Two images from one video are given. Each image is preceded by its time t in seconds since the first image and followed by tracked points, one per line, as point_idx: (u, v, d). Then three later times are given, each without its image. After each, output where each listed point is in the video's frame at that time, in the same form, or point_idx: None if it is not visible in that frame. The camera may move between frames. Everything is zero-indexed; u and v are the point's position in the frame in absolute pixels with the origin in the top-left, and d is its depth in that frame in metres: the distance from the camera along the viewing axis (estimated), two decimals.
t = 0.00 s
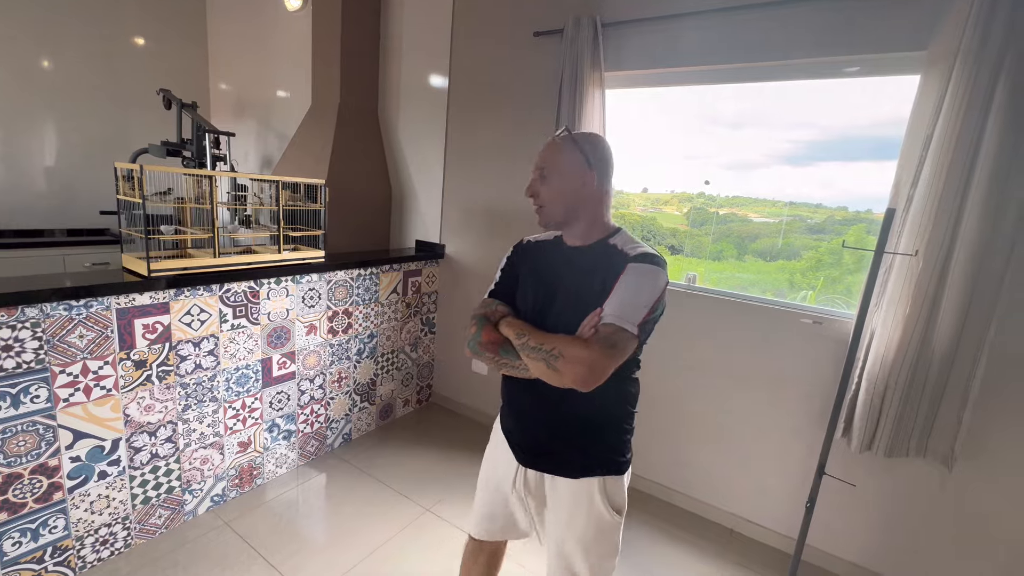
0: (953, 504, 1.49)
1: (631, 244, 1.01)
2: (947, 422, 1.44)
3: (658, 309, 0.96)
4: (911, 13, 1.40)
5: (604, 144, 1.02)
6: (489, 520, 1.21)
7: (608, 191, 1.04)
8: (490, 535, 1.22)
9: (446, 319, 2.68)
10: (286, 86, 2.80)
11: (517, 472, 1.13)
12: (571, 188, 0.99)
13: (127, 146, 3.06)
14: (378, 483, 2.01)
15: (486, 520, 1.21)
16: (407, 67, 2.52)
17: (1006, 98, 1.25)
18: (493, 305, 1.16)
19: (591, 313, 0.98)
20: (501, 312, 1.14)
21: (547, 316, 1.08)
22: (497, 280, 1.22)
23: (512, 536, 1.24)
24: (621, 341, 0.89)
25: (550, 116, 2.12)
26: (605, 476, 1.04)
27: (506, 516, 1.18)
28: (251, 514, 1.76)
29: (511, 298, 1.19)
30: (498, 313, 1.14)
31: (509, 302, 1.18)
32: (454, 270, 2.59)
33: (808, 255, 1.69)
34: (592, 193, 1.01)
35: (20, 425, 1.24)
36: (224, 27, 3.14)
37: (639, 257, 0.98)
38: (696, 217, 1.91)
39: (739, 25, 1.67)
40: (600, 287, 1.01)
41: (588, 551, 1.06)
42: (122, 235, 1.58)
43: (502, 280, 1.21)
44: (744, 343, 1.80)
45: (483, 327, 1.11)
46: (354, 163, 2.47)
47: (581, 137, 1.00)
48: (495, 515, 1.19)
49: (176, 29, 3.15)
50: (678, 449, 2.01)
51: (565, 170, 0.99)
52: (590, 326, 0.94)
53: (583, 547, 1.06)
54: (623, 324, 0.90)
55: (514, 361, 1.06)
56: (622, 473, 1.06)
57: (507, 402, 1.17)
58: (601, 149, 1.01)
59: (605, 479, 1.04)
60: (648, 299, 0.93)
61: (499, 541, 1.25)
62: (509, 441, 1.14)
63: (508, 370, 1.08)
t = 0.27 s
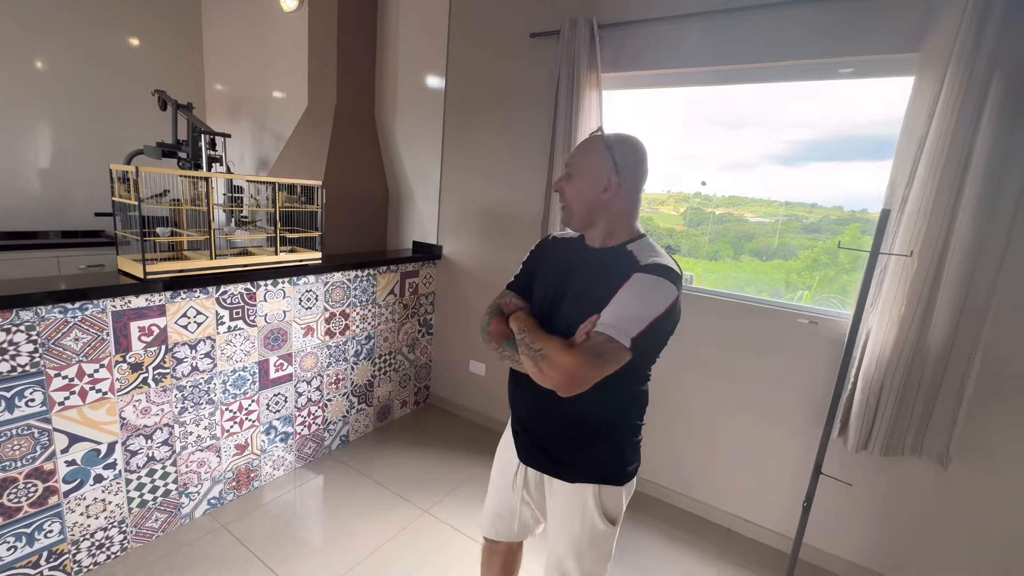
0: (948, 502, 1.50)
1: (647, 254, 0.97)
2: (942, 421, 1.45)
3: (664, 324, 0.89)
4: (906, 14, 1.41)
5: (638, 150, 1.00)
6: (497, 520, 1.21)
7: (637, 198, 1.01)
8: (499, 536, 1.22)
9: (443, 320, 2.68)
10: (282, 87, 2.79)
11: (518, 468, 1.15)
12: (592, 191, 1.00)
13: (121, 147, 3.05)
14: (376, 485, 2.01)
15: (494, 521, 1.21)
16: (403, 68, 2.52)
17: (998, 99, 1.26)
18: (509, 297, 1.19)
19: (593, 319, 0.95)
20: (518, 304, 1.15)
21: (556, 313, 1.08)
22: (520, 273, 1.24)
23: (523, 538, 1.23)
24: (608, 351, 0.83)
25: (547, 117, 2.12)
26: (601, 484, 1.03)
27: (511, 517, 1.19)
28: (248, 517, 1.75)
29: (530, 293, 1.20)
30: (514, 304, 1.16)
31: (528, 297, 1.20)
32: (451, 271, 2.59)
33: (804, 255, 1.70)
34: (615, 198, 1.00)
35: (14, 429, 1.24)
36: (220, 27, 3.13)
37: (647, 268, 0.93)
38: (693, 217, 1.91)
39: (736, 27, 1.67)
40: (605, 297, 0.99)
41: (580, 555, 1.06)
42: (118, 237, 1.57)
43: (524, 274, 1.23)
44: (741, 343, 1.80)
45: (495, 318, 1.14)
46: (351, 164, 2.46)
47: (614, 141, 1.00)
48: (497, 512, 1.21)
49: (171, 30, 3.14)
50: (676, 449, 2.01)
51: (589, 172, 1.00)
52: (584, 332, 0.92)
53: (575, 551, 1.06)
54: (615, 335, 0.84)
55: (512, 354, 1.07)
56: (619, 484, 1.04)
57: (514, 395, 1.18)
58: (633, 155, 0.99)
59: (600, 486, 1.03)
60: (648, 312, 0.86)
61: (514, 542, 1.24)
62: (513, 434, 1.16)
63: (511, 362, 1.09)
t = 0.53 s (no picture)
0: (947, 498, 1.51)
1: (652, 261, 0.96)
2: (941, 418, 1.45)
3: (661, 334, 0.88)
4: (903, 12, 1.41)
5: (656, 152, 0.98)
6: (496, 518, 1.21)
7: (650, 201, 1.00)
8: (503, 535, 1.21)
9: (442, 320, 2.68)
10: (279, 86, 2.78)
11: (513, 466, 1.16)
12: (604, 191, 0.99)
13: (117, 148, 3.03)
14: (376, 485, 2.01)
15: (495, 519, 1.21)
16: (401, 67, 2.51)
17: (996, 96, 1.26)
18: (515, 293, 1.20)
19: (591, 323, 0.95)
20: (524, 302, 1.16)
21: (557, 312, 1.08)
22: (527, 270, 1.25)
23: (526, 537, 1.22)
24: (599, 357, 0.84)
25: (545, 116, 2.12)
26: (592, 486, 1.02)
27: (508, 515, 1.19)
28: (248, 518, 1.75)
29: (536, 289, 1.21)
30: (519, 301, 1.17)
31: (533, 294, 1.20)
32: (450, 270, 2.58)
33: (802, 252, 1.70)
34: (627, 200, 0.98)
35: (12, 431, 1.23)
36: (216, 27, 3.12)
37: (648, 275, 0.92)
38: (691, 215, 1.91)
39: (733, 25, 1.67)
40: (605, 299, 0.99)
41: (569, 554, 1.06)
42: (115, 238, 1.56)
43: (531, 270, 1.23)
44: (740, 341, 1.81)
45: (498, 311, 1.15)
46: (348, 163, 2.45)
47: (632, 141, 0.98)
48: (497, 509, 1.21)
49: (166, 30, 3.13)
50: (675, 447, 2.02)
51: (603, 172, 0.99)
52: (579, 336, 0.92)
53: (564, 550, 1.06)
54: (608, 340, 0.84)
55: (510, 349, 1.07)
56: (612, 487, 1.04)
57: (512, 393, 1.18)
58: (651, 158, 0.97)
59: (592, 488, 1.03)
60: (645, 320, 0.86)
61: (521, 541, 1.23)
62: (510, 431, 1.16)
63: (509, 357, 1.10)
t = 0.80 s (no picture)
0: (944, 491, 1.52)
1: (654, 261, 0.95)
2: (938, 412, 1.46)
3: (660, 336, 0.88)
4: (900, 6, 1.41)
5: (666, 152, 0.97)
6: (491, 516, 1.22)
7: (654, 201, 1.00)
8: (498, 533, 1.22)
9: (440, 318, 2.68)
10: (275, 85, 2.76)
11: (507, 464, 1.16)
12: (610, 188, 0.99)
13: (113, 147, 3.01)
14: (376, 484, 2.01)
15: (490, 517, 1.22)
16: (397, 64, 2.50)
17: (993, 90, 1.26)
18: (513, 287, 1.20)
19: (589, 322, 0.95)
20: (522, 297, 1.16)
21: (555, 310, 1.07)
22: (526, 265, 1.24)
23: (522, 535, 1.23)
24: (597, 357, 0.84)
25: (542, 113, 2.12)
26: (585, 484, 1.02)
27: (502, 513, 1.20)
28: (247, 517, 1.75)
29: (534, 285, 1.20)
30: (518, 296, 1.17)
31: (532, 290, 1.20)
32: (448, 268, 2.58)
33: (800, 248, 1.70)
34: (632, 199, 0.98)
35: (8, 433, 1.22)
36: (211, 25, 3.10)
37: (649, 276, 0.91)
38: (689, 211, 1.91)
39: (730, 20, 1.67)
40: (603, 298, 0.99)
41: (563, 553, 1.06)
42: (111, 238, 1.55)
43: (531, 266, 1.23)
44: (738, 338, 1.81)
45: (495, 306, 1.14)
46: (345, 161, 2.44)
47: (644, 139, 0.97)
48: (491, 507, 1.21)
49: (161, 28, 3.10)
50: (674, 443, 2.02)
51: (610, 168, 0.98)
52: (577, 334, 0.92)
53: (558, 549, 1.06)
54: (607, 340, 0.84)
55: (507, 345, 1.08)
56: (606, 486, 1.04)
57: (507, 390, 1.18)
58: (661, 158, 0.97)
59: (585, 487, 1.03)
60: (645, 322, 0.85)
61: (517, 539, 1.24)
62: (505, 429, 1.16)
63: (505, 352, 1.10)
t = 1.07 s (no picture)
0: (941, 484, 1.52)
1: (654, 260, 0.95)
2: (935, 405, 1.46)
3: (660, 337, 0.88)
4: None
5: (669, 150, 0.97)
6: (485, 513, 1.22)
7: (655, 198, 0.99)
8: (493, 531, 1.22)
9: (438, 315, 2.67)
10: (269, 82, 2.74)
11: (502, 462, 1.16)
12: (612, 184, 0.97)
13: (107, 146, 2.99)
14: (375, 482, 2.01)
15: (484, 515, 1.22)
16: (391, 60, 2.48)
17: (990, 82, 1.25)
18: (509, 283, 1.19)
19: (589, 320, 0.95)
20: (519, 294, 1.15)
21: (553, 308, 1.07)
22: (523, 262, 1.23)
23: (516, 532, 1.23)
24: (597, 357, 0.83)
25: (538, 109, 2.11)
26: (580, 482, 1.02)
27: (496, 511, 1.19)
28: (245, 516, 1.75)
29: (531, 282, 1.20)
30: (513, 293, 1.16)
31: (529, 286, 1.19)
32: (445, 265, 2.57)
33: (798, 243, 1.70)
34: (633, 196, 0.97)
35: (3, 434, 1.22)
36: (204, 22, 3.08)
37: (651, 276, 0.90)
38: (686, 207, 1.90)
39: (726, 14, 1.66)
40: (602, 297, 0.98)
41: (558, 552, 1.06)
42: (105, 237, 1.54)
43: (528, 262, 1.22)
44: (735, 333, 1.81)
45: (490, 302, 1.14)
46: (340, 159, 2.43)
47: (648, 136, 0.96)
48: (485, 505, 1.21)
49: (154, 26, 3.08)
50: (671, 439, 2.02)
51: (613, 164, 0.97)
52: (576, 332, 0.91)
53: (553, 547, 1.06)
54: (607, 340, 0.84)
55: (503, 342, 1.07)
56: (601, 484, 1.04)
57: (502, 388, 1.17)
58: (664, 156, 0.96)
59: (580, 485, 1.03)
60: (645, 322, 0.85)
61: (512, 537, 1.24)
62: (499, 427, 1.16)
63: (501, 348, 1.09)
